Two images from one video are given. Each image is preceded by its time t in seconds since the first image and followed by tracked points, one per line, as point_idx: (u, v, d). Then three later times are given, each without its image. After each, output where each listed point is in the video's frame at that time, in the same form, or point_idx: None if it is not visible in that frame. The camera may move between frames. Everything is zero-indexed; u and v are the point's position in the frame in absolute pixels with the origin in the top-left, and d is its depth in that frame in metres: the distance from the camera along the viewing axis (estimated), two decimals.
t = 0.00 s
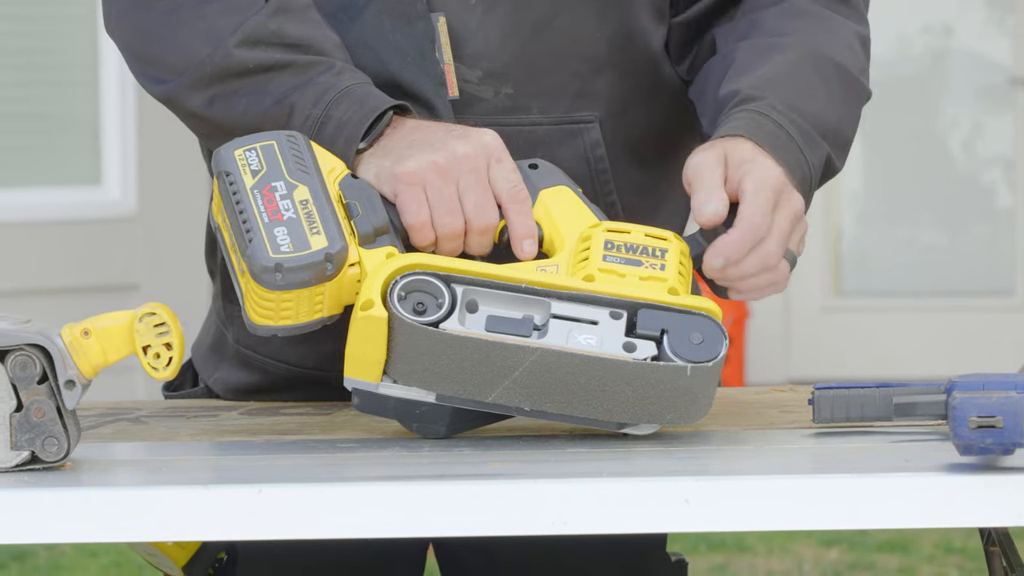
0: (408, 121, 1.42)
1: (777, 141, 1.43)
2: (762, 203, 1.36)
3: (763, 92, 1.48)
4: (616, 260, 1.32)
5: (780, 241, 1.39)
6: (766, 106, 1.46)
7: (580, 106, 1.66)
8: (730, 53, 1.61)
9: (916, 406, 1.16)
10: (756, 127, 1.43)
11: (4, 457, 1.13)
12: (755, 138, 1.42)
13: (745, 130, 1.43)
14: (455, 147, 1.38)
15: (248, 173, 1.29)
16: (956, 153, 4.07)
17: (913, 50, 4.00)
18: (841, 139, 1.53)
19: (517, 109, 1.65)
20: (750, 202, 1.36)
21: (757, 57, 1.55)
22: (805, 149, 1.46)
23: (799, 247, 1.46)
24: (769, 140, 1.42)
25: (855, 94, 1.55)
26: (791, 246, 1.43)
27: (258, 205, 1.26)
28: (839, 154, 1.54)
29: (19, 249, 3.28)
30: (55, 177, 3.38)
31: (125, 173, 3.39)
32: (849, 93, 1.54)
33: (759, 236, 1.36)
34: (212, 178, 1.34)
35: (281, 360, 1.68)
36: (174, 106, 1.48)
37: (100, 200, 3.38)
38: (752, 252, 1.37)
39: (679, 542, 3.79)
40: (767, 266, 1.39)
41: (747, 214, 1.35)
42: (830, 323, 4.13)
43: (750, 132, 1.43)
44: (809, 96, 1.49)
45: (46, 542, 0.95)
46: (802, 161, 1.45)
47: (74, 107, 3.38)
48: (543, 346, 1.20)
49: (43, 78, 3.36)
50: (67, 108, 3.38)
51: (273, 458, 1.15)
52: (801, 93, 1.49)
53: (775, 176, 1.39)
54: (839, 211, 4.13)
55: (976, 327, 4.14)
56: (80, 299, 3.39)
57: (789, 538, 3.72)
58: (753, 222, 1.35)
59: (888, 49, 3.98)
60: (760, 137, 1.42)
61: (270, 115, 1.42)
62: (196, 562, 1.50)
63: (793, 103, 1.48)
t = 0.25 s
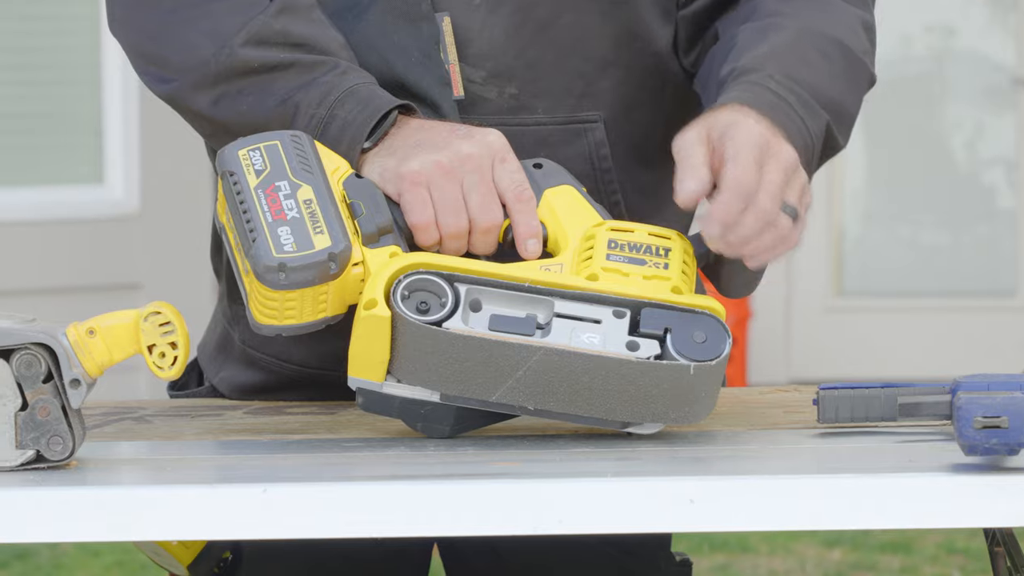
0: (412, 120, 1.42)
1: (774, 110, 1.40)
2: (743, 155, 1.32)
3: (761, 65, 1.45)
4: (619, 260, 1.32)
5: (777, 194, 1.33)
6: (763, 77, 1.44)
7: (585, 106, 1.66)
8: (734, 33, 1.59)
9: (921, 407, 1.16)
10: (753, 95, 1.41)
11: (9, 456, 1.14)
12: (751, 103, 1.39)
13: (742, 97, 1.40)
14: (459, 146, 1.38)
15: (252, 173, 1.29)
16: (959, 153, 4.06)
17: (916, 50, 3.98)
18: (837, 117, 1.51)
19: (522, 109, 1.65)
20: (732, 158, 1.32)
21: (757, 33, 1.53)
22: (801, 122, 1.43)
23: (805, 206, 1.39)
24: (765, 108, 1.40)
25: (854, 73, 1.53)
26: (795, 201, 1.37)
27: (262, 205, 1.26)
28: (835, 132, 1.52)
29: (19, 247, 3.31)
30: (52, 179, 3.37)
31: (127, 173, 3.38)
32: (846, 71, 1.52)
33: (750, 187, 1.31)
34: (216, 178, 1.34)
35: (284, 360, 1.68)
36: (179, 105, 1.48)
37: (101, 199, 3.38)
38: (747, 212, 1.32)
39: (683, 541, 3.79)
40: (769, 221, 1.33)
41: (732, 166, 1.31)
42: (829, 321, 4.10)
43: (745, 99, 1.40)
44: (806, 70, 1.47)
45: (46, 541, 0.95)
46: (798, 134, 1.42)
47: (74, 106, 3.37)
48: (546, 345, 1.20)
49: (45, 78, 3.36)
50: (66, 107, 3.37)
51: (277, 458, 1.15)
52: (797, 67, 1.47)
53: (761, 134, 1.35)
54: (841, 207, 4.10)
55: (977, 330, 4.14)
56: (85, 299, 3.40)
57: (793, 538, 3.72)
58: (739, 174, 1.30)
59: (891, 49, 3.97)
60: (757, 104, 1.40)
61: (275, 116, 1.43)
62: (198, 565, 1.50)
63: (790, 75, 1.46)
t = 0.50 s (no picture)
0: (424, 121, 1.43)
1: (711, 79, 1.24)
2: (586, 195, 1.15)
3: (703, 26, 1.29)
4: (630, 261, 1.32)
5: (633, 228, 1.15)
6: (702, 42, 1.27)
7: (592, 104, 1.66)
8: None
9: (932, 408, 1.16)
10: (682, 69, 1.24)
11: (19, 456, 1.14)
12: (675, 83, 1.22)
13: (665, 76, 1.23)
14: (471, 147, 1.38)
15: (264, 173, 1.29)
16: (967, 155, 3.97)
17: (924, 51, 3.90)
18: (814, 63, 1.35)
19: (531, 109, 1.65)
20: (574, 197, 1.16)
21: None
22: (757, 81, 1.28)
23: (697, 220, 1.19)
24: (703, 80, 1.23)
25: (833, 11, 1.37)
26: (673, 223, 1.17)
27: (274, 205, 1.26)
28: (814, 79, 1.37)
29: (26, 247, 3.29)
30: (60, 179, 3.37)
31: (135, 173, 3.39)
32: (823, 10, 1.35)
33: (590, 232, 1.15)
34: (229, 178, 1.34)
35: (295, 359, 1.68)
36: (191, 104, 1.48)
37: (108, 200, 3.38)
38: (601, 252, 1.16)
39: (691, 543, 3.78)
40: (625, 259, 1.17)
41: (570, 213, 1.16)
42: (837, 323, 4.01)
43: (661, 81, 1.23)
44: (762, 22, 1.31)
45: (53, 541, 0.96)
46: (752, 95, 1.27)
47: (85, 107, 3.38)
48: (557, 345, 1.20)
49: (54, 78, 3.37)
50: (76, 107, 3.38)
51: (287, 458, 1.15)
52: (751, 17, 1.30)
53: (619, 159, 1.15)
54: (850, 208, 4.00)
55: (987, 332, 3.99)
56: (96, 299, 3.41)
57: (800, 540, 3.71)
58: (577, 219, 1.15)
59: (898, 49, 3.89)
60: (690, 79, 1.23)
61: (287, 115, 1.43)
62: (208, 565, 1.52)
63: (739, 32, 1.29)
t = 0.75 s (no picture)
0: (429, 120, 1.43)
1: (600, 91, 1.22)
2: (477, 295, 1.15)
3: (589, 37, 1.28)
4: (636, 261, 1.32)
5: (531, 311, 1.14)
6: (586, 54, 1.25)
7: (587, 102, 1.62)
8: None
9: (936, 409, 1.16)
10: (565, 91, 1.23)
11: (24, 456, 1.14)
12: (557, 107, 1.21)
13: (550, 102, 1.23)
14: (476, 148, 1.38)
15: (268, 173, 1.29)
16: (970, 155, 3.95)
17: (928, 51, 3.88)
18: (715, 40, 1.31)
19: (525, 109, 1.60)
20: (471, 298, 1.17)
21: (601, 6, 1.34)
22: (647, 74, 1.25)
23: (594, 264, 1.15)
24: (586, 94, 1.22)
25: None
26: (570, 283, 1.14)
27: (278, 205, 1.26)
28: (725, 53, 1.32)
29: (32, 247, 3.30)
30: (64, 179, 3.37)
31: (139, 173, 3.39)
32: None
33: (495, 328, 1.16)
34: (233, 178, 1.34)
35: (300, 359, 1.68)
36: (195, 106, 1.49)
37: (114, 201, 3.37)
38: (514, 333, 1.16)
39: (695, 543, 3.79)
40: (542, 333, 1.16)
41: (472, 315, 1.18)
42: (840, 323, 4.00)
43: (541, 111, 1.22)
44: (644, 17, 1.28)
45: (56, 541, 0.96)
46: (642, 91, 1.23)
47: (88, 107, 3.38)
48: (560, 345, 1.19)
49: (56, 78, 3.36)
50: (80, 107, 3.38)
51: (291, 458, 1.15)
52: (635, 17, 1.28)
53: (492, 249, 1.15)
54: (854, 207, 4.00)
55: (991, 332, 3.97)
56: (100, 299, 3.41)
57: (804, 540, 3.71)
58: (479, 322, 1.16)
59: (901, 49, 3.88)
60: (572, 97, 1.22)
61: (289, 115, 1.43)
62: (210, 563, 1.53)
63: (624, 33, 1.27)
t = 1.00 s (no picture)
0: (431, 120, 1.43)
1: (614, 72, 1.20)
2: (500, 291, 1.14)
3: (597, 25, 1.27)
4: (636, 260, 1.32)
5: (557, 305, 1.13)
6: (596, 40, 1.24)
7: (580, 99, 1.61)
8: None
9: (936, 408, 1.17)
10: (580, 77, 1.21)
11: (24, 457, 1.14)
12: (573, 93, 1.19)
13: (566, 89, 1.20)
14: (477, 148, 1.37)
15: (269, 172, 1.29)
16: (972, 155, 3.94)
17: (929, 51, 3.88)
18: (727, 16, 1.28)
19: (517, 109, 1.60)
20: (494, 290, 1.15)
21: None
22: (662, 52, 1.22)
23: (620, 257, 1.13)
24: (600, 77, 1.20)
25: None
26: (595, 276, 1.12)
27: (279, 203, 1.26)
28: (738, 26, 1.29)
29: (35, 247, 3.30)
30: (66, 180, 3.38)
31: (140, 174, 3.39)
32: None
33: (519, 320, 1.15)
34: (234, 177, 1.34)
35: (301, 360, 1.68)
36: (199, 114, 1.49)
37: (116, 201, 3.38)
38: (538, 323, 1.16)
39: (696, 543, 3.79)
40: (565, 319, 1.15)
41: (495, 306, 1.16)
42: (842, 322, 4.00)
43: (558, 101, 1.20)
44: None
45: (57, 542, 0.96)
46: (658, 69, 1.21)
47: (90, 107, 3.38)
48: (562, 343, 1.20)
49: (58, 78, 3.36)
50: (82, 107, 3.38)
51: (292, 458, 1.15)
52: None
53: (515, 250, 1.12)
54: (856, 206, 3.99)
55: (995, 331, 3.96)
56: (101, 300, 3.40)
57: (806, 539, 3.71)
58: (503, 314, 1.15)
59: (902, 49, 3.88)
60: (587, 82, 1.19)
61: (292, 117, 1.43)
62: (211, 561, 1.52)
63: (634, 16, 1.26)
